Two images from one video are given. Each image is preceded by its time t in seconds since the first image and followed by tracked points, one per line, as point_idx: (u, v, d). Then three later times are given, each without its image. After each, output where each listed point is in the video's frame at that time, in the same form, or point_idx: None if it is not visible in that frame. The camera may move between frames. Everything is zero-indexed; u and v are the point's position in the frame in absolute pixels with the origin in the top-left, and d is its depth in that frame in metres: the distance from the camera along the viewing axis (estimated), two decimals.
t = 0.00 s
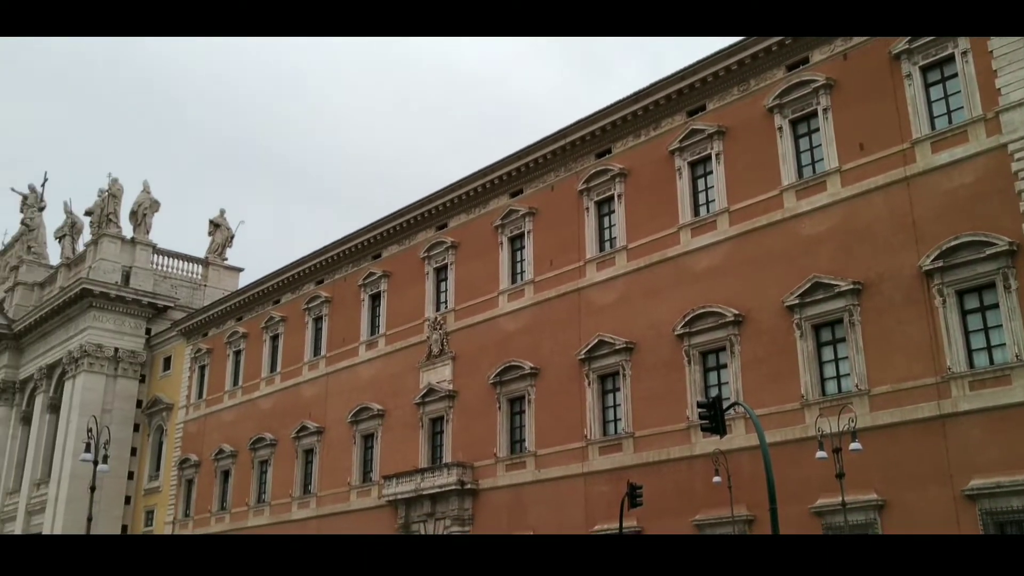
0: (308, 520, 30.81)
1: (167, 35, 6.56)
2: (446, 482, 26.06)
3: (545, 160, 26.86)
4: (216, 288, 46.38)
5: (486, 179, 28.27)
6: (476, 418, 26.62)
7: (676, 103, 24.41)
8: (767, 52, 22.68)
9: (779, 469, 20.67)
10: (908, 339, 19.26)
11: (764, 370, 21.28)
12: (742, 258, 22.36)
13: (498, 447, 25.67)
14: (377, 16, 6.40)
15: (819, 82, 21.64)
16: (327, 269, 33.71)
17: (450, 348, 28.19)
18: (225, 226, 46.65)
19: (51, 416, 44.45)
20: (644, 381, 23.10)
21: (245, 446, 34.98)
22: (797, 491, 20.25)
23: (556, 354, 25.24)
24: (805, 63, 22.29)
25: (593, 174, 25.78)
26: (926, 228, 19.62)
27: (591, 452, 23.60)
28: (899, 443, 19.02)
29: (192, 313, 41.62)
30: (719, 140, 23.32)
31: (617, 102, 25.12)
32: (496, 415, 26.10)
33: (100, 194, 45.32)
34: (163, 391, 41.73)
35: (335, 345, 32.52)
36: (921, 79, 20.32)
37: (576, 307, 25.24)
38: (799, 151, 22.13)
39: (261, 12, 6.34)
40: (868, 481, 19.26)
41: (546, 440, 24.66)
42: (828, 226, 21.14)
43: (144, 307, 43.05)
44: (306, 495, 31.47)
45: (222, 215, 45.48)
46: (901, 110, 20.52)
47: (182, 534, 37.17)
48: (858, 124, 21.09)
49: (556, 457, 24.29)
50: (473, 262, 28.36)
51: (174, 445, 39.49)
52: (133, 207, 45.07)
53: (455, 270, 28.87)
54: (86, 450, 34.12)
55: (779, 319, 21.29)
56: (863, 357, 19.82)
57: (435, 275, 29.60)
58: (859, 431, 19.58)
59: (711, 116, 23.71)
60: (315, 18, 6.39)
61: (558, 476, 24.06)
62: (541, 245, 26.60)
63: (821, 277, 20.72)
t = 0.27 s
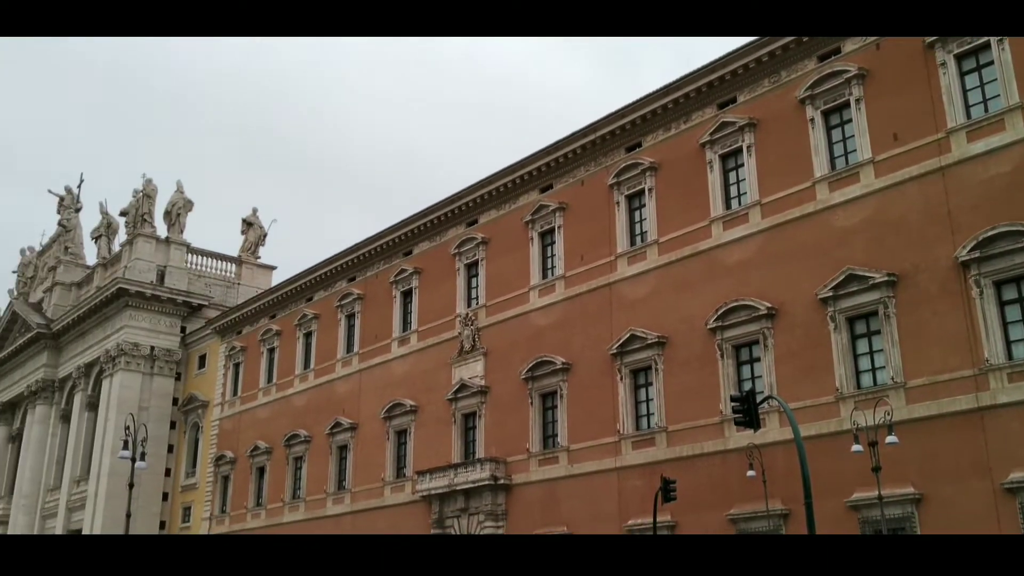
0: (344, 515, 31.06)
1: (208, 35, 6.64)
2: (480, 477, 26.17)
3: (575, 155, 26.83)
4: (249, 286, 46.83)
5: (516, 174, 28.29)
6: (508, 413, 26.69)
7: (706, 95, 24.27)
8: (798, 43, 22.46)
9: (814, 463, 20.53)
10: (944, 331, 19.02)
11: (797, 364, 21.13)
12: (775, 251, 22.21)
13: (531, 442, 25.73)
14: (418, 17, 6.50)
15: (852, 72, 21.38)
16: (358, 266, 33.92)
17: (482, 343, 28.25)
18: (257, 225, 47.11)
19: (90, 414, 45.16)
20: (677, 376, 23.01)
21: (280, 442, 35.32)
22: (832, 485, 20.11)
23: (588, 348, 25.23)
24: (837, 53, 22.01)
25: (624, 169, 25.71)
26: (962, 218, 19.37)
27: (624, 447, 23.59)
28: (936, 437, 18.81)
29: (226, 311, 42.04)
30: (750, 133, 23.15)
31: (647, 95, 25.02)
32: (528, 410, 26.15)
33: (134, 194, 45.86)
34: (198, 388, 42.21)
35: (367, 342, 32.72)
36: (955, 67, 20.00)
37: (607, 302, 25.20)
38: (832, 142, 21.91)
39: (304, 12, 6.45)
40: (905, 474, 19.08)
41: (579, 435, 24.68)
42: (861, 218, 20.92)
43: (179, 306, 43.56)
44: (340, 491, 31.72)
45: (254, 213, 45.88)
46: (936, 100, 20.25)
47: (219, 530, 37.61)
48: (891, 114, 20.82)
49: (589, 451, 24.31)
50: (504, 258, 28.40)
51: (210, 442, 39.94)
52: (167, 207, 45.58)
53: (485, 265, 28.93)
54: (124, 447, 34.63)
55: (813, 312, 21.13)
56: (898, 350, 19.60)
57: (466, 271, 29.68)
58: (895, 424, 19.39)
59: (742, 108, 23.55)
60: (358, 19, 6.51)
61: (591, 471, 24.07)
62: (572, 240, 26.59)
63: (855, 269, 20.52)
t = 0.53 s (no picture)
0: (379, 511, 31.23)
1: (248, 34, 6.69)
2: (514, 473, 26.20)
3: (604, 148, 26.71)
4: (282, 283, 47.23)
5: (545, 168, 28.23)
6: (541, 407, 26.69)
7: (736, 85, 24.03)
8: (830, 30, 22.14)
9: (851, 455, 20.30)
10: (983, 320, 18.68)
11: (833, 355, 20.90)
12: (808, 242, 21.97)
13: (565, 437, 25.71)
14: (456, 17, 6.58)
15: (884, 59, 20.99)
16: (390, 263, 34.04)
17: (514, 338, 28.26)
18: (289, 223, 47.47)
19: (127, 412, 45.79)
20: (711, 369, 22.86)
21: (315, 439, 35.59)
22: (870, 477, 19.86)
23: (621, 342, 25.15)
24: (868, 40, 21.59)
25: (654, 161, 25.55)
26: (1000, 205, 19.01)
27: (659, 440, 23.50)
28: (976, 427, 18.48)
29: (259, 309, 42.42)
30: (781, 122, 22.89)
31: (676, 86, 24.84)
32: (561, 405, 26.13)
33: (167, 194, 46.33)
34: (233, 386, 42.62)
35: (400, 338, 32.84)
36: (991, 52, 19.58)
37: (640, 295, 25.09)
38: (865, 131, 21.59)
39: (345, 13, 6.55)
40: (945, 466, 18.76)
41: (613, 429, 24.62)
42: (896, 206, 20.61)
43: (213, 304, 44.01)
44: (375, 487, 31.91)
45: (285, 211, 46.23)
46: (971, 85, 19.88)
47: (256, 526, 38.00)
48: (926, 101, 20.46)
49: (623, 445, 24.25)
50: (535, 252, 28.37)
51: (245, 439, 40.33)
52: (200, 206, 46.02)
53: (516, 260, 28.92)
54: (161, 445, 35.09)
55: (848, 303, 20.87)
56: (936, 340, 19.29)
57: (497, 266, 29.69)
58: (933, 416, 19.08)
59: (773, 97, 23.29)
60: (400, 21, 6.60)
61: (626, 465, 24.01)
62: (603, 233, 26.49)
63: (891, 259, 20.21)
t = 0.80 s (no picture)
0: (417, 505, 31.45)
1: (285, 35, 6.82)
2: (551, 465, 26.27)
3: (637, 139, 26.63)
4: (317, 280, 47.65)
5: (578, 161, 28.21)
6: (577, 400, 26.72)
7: (769, 73, 23.81)
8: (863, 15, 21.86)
9: (891, 444, 20.11)
10: None
11: (871, 343, 20.68)
12: (844, 229, 21.74)
13: (601, 429, 25.73)
14: (490, 17, 6.69)
15: (919, 43, 20.60)
16: (424, 258, 34.22)
17: (549, 331, 28.28)
18: (324, 221, 47.87)
19: (168, 410, 46.50)
20: (748, 359, 22.74)
21: (352, 434, 35.90)
22: (911, 466, 19.66)
23: (656, 333, 25.09)
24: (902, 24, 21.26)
25: (687, 151, 25.42)
26: None
27: (696, 432, 23.44)
28: (1018, 414, 18.19)
29: (296, 307, 42.84)
30: (815, 110, 22.65)
31: (708, 76, 24.68)
32: (597, 397, 26.14)
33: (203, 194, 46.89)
34: (271, 383, 43.10)
35: (435, 333, 33.01)
36: None
37: (674, 286, 25.00)
38: (900, 116, 21.29)
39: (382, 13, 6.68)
40: (987, 454, 18.51)
41: (649, 421, 24.59)
42: (934, 192, 20.33)
43: (250, 302, 44.52)
44: (413, 481, 32.14)
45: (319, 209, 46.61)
46: (1009, 67, 19.49)
47: (296, 521, 38.43)
48: (963, 84, 20.12)
49: (660, 437, 24.22)
50: (568, 245, 28.37)
51: (284, 435, 40.76)
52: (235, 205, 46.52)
53: (550, 253, 28.93)
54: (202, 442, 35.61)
55: (885, 290, 20.63)
56: (976, 326, 18.99)
57: (530, 259, 29.73)
58: (975, 403, 18.81)
59: (806, 85, 23.04)
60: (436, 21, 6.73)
61: (663, 457, 23.97)
62: (636, 224, 26.42)
63: (928, 245, 19.93)
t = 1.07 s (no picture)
0: (450, 498, 31.63)
1: (317, 35, 6.91)
2: (583, 457, 26.30)
3: (665, 129, 26.51)
4: (348, 275, 47.96)
5: (606, 152, 28.13)
6: (609, 392, 26.72)
7: (798, 61, 23.55)
8: None
9: (928, 434, 19.88)
10: None
11: (906, 332, 20.45)
12: (877, 217, 21.49)
13: (634, 420, 25.71)
14: (524, 15, 6.72)
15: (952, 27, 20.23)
16: (453, 252, 34.32)
17: (580, 324, 28.28)
18: (353, 216, 48.17)
19: (203, 406, 47.07)
20: (780, 349, 22.59)
21: (385, 428, 36.15)
22: (948, 456, 19.42)
23: (687, 324, 25.00)
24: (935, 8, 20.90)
25: (716, 140, 25.26)
26: None
27: (729, 422, 23.36)
28: None
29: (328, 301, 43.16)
30: (846, 97, 22.38)
31: (737, 64, 24.48)
32: (629, 389, 26.12)
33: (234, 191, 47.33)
34: (304, 378, 43.47)
35: (466, 326, 33.12)
36: None
37: (705, 276, 24.89)
38: (933, 102, 20.99)
39: (414, 14, 6.77)
40: None
41: (682, 413, 24.54)
42: (968, 178, 20.03)
43: (282, 298, 44.92)
44: (446, 474, 32.33)
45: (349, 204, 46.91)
46: None
47: (331, 514, 38.78)
48: (997, 68, 19.78)
49: (693, 428, 24.17)
50: (598, 237, 28.32)
51: (318, 429, 41.11)
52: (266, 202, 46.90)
53: (579, 245, 28.91)
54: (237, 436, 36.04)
55: (920, 278, 20.38)
56: (1013, 314, 18.71)
57: (560, 251, 29.72)
58: (1012, 391, 18.50)
59: (837, 71, 22.77)
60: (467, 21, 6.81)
61: (696, 448, 23.92)
62: (666, 215, 26.32)
63: (963, 232, 19.66)
